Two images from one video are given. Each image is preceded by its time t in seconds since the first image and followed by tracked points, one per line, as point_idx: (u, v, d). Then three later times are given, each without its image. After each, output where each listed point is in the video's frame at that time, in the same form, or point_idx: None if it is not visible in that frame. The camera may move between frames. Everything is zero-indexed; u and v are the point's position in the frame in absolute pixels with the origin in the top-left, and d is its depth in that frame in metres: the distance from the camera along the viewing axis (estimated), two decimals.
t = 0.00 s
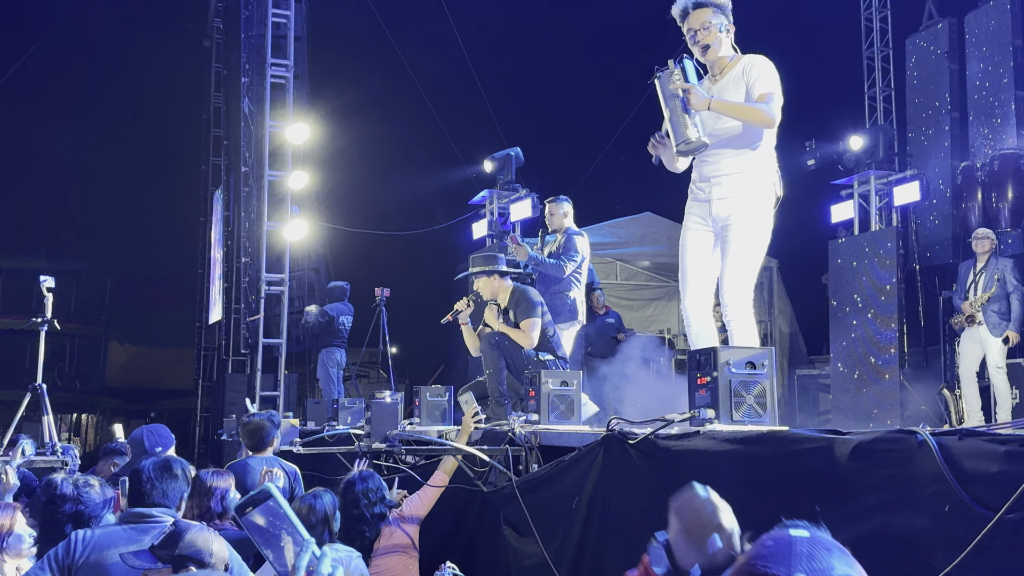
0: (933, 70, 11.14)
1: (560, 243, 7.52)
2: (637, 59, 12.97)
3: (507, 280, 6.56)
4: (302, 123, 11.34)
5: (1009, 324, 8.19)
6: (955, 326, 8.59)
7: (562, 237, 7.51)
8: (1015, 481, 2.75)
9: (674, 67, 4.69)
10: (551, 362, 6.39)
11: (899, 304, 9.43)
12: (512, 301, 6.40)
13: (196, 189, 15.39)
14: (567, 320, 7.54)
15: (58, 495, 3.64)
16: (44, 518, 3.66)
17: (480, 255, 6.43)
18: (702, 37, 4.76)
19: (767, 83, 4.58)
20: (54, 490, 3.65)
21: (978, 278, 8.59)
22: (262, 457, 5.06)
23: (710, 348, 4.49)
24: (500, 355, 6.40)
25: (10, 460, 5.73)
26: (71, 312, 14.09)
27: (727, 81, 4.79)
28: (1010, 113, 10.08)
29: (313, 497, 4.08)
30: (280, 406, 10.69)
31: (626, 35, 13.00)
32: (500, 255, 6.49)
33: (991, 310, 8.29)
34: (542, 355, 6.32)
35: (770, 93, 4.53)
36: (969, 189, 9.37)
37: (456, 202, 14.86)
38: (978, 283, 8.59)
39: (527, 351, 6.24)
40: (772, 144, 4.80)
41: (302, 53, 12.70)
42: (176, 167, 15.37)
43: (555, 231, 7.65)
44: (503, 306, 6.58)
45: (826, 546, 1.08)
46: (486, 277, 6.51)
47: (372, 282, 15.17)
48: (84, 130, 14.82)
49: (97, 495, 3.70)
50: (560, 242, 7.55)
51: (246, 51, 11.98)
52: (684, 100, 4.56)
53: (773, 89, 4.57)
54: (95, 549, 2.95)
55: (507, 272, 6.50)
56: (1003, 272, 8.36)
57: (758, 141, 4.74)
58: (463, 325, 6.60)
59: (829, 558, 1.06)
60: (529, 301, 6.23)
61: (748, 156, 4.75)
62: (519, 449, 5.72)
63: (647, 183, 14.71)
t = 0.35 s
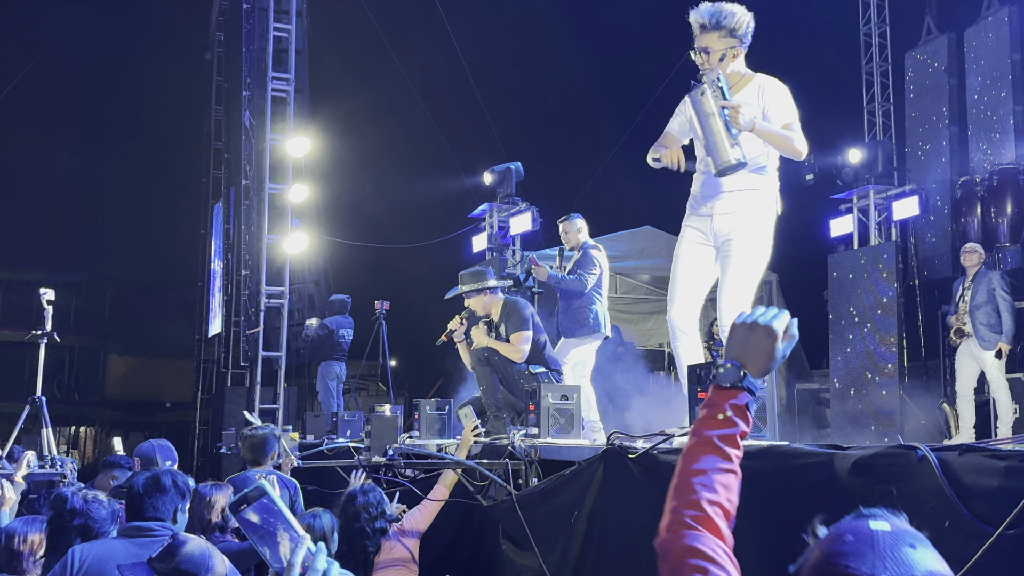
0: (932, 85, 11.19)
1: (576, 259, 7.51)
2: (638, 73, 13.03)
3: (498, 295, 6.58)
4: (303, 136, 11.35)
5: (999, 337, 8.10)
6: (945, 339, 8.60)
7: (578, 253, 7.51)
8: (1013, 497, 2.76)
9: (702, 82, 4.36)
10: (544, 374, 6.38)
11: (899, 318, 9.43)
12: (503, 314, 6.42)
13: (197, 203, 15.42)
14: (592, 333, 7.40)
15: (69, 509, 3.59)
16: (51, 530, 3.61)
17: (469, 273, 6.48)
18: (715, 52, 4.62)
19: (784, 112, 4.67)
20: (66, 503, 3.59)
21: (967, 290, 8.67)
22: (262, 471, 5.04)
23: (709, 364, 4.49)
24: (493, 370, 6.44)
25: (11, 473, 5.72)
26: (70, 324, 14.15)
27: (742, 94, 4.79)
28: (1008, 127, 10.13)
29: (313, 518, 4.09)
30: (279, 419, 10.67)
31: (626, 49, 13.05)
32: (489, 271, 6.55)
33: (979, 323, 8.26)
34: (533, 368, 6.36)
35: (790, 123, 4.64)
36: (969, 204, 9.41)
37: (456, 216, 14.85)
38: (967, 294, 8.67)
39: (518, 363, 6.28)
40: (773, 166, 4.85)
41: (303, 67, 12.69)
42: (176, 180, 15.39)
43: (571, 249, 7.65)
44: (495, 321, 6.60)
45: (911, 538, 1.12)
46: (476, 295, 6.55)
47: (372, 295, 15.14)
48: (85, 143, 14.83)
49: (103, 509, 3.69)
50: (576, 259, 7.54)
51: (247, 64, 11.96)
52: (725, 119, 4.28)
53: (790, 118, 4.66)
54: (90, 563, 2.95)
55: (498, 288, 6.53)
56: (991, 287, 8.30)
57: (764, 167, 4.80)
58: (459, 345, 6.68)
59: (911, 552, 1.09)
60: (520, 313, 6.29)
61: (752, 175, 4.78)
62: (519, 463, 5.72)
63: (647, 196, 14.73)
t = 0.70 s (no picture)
0: (931, 99, 11.23)
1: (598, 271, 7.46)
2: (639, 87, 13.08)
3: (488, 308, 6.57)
4: (304, 149, 11.40)
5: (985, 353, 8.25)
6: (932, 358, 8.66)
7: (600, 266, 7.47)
8: (1013, 511, 2.76)
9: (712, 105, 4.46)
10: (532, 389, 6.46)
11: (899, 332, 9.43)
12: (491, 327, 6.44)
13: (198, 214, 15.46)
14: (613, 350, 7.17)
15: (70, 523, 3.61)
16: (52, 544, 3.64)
17: (460, 287, 6.47)
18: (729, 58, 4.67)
19: (789, 133, 4.73)
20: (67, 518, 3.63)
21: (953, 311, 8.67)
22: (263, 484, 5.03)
23: (710, 376, 4.50)
24: (482, 388, 6.45)
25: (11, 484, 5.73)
26: (70, 335, 14.24)
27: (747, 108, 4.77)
28: (1008, 141, 10.17)
29: (308, 527, 4.08)
30: (279, 431, 10.68)
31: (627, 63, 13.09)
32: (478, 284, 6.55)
33: (964, 340, 8.40)
34: (522, 383, 6.43)
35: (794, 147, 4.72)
36: (968, 217, 9.42)
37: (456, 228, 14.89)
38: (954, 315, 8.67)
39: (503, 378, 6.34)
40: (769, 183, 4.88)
41: (304, 80, 12.74)
42: (177, 192, 15.43)
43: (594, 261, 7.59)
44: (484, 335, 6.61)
45: None
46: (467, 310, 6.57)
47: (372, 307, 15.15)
48: (86, 155, 14.89)
49: (106, 523, 3.67)
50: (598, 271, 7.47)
51: (248, 77, 12.02)
52: (731, 144, 4.41)
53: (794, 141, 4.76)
54: None
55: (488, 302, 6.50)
56: (978, 302, 8.42)
57: (762, 183, 4.83)
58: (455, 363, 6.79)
59: None
60: (507, 326, 6.30)
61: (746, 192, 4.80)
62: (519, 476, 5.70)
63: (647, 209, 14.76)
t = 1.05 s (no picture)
0: (931, 108, 11.24)
1: (623, 281, 7.41)
2: (641, 97, 13.14)
3: (484, 320, 6.64)
4: (305, 159, 11.42)
5: (980, 361, 8.25)
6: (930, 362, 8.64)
7: (625, 275, 7.41)
8: (1015, 522, 3.02)
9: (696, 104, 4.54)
10: (532, 397, 6.53)
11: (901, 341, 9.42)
12: (488, 335, 6.52)
13: (199, 225, 15.46)
14: (633, 357, 7.00)
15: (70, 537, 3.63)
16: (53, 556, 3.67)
17: (451, 299, 6.49)
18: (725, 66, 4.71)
19: (784, 139, 4.70)
20: (66, 532, 3.64)
21: (953, 316, 8.67)
22: (265, 494, 5.03)
23: (710, 387, 4.51)
24: (483, 400, 6.40)
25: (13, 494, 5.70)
26: (71, 345, 14.17)
27: (742, 119, 4.84)
28: (1009, 150, 10.19)
29: (315, 542, 4.07)
30: (280, 441, 10.67)
31: (628, 74, 13.17)
32: (470, 296, 6.58)
33: (963, 345, 8.41)
34: (522, 393, 6.49)
35: (789, 151, 4.66)
36: (969, 227, 9.42)
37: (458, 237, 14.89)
38: (954, 320, 8.66)
39: (503, 386, 6.38)
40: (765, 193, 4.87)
41: (304, 90, 12.75)
42: (179, 202, 15.48)
43: (617, 271, 7.53)
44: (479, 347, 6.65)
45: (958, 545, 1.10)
46: (461, 321, 6.58)
47: (373, 317, 15.08)
48: (88, 166, 14.91)
49: (105, 533, 3.68)
50: (622, 281, 7.42)
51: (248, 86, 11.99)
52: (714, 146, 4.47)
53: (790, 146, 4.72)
54: None
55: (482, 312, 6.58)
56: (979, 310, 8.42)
57: (759, 191, 4.81)
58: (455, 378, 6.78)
59: (965, 557, 1.06)
60: (504, 335, 6.40)
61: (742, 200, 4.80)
62: (520, 486, 5.71)
63: (647, 219, 14.80)
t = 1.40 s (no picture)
0: (932, 114, 11.25)
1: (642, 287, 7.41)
2: (642, 104, 13.17)
3: (480, 328, 6.64)
4: (307, 166, 11.46)
5: (985, 369, 8.26)
6: (933, 369, 8.62)
7: (644, 281, 7.42)
8: (1017, 529, 3.04)
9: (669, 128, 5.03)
10: (534, 403, 6.52)
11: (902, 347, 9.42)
12: (485, 343, 6.53)
13: (201, 232, 15.47)
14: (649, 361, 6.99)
15: (69, 549, 3.59)
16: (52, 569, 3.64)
17: (445, 309, 6.53)
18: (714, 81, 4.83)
19: (770, 145, 4.57)
20: (65, 544, 3.60)
21: (956, 323, 8.67)
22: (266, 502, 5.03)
23: (712, 394, 4.54)
24: (484, 406, 6.43)
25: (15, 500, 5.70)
26: (72, 352, 14.19)
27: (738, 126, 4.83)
28: (1010, 157, 10.21)
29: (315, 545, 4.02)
30: (281, 449, 10.65)
31: (629, 81, 13.20)
32: (465, 306, 6.62)
33: (967, 352, 8.39)
34: (525, 398, 6.50)
35: (772, 159, 4.54)
36: (971, 233, 9.43)
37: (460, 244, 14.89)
38: (957, 327, 8.66)
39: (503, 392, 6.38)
40: (775, 200, 4.75)
41: (306, 97, 12.77)
42: (180, 209, 15.50)
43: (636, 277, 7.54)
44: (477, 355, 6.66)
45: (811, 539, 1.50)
46: (459, 331, 6.60)
47: (375, 324, 15.06)
48: (90, 174, 14.94)
49: (104, 541, 3.68)
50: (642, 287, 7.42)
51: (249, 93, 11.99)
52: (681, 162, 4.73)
53: (778, 153, 4.59)
54: None
55: (477, 320, 6.60)
56: (982, 317, 8.43)
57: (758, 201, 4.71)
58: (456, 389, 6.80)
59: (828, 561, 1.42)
60: (501, 341, 6.41)
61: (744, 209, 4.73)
62: (522, 494, 5.68)
63: (648, 226, 14.81)
